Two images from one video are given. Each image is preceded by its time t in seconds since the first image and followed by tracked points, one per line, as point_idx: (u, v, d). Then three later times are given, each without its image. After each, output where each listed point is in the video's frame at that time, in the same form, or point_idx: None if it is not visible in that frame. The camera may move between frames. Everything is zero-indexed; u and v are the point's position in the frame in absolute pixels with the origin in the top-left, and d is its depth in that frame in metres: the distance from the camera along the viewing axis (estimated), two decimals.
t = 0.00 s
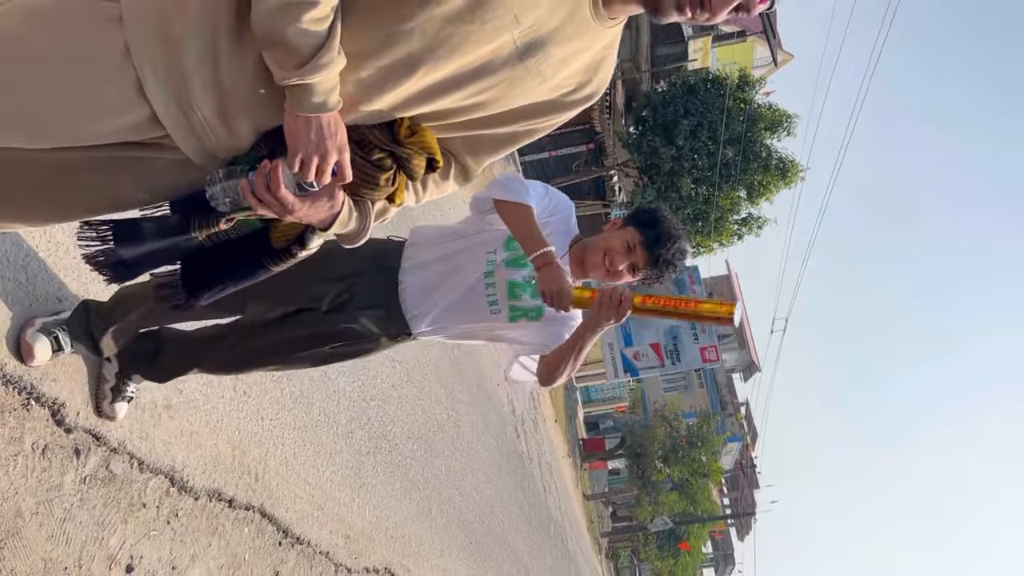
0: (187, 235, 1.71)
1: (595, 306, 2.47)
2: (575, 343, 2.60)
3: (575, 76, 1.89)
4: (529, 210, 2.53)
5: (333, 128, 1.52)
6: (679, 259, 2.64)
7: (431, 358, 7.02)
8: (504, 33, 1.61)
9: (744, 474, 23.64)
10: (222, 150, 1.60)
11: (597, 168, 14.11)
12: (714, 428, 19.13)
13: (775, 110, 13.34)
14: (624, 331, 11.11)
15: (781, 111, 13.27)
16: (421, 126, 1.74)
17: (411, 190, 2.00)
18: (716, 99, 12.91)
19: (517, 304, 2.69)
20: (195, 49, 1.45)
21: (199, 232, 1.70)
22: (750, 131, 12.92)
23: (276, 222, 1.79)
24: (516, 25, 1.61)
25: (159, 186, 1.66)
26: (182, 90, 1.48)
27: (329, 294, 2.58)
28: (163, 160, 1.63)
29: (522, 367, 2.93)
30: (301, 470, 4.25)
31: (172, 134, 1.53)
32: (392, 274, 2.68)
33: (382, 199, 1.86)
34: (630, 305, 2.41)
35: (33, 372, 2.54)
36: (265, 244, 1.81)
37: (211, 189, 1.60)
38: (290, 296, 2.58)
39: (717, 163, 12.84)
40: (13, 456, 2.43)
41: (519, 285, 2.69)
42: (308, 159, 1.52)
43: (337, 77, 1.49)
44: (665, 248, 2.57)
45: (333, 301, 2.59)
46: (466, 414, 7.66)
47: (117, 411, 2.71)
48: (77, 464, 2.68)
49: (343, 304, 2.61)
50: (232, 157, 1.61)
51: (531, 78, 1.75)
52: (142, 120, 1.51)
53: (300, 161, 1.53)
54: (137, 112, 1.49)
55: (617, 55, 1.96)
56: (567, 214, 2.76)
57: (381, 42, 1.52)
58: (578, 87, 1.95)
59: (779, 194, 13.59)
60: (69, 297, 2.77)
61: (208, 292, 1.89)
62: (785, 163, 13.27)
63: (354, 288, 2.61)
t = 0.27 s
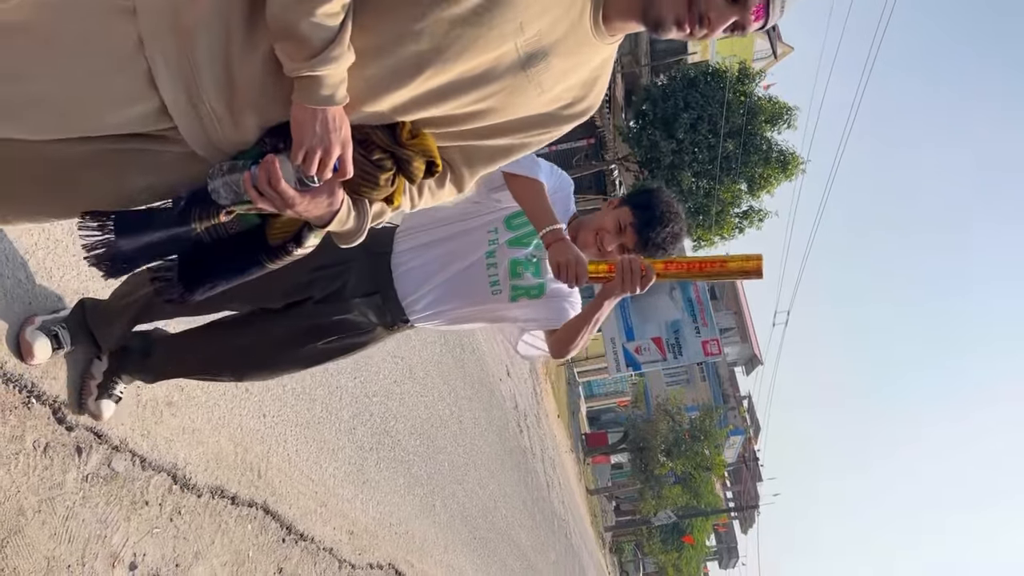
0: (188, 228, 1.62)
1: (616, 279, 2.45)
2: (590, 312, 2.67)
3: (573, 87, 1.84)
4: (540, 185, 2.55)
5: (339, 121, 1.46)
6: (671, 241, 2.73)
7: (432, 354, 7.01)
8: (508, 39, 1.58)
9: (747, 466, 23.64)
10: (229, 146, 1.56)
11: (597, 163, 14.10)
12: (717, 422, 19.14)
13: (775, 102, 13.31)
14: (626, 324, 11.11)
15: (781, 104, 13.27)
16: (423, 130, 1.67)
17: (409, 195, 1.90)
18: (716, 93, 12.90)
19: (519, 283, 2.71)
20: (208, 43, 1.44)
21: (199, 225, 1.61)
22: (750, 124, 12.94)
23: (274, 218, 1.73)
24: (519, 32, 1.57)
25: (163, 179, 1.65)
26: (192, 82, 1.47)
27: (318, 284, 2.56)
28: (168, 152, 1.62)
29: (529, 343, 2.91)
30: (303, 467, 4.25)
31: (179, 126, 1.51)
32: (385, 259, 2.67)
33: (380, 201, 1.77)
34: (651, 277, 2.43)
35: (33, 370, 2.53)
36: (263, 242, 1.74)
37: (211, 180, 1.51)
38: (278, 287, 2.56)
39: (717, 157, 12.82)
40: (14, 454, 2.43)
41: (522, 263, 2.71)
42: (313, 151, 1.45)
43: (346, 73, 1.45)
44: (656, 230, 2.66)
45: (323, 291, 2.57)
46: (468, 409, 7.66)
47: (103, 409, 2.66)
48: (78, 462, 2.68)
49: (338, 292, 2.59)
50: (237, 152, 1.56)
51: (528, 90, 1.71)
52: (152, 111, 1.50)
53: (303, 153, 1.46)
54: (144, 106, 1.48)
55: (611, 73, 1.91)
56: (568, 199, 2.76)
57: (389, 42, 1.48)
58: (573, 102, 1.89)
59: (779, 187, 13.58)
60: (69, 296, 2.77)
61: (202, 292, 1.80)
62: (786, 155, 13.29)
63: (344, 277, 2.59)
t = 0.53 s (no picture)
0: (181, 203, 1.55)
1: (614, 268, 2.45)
2: (587, 301, 2.66)
3: (574, 89, 1.79)
4: (526, 179, 2.51)
5: (340, 104, 1.42)
6: (674, 229, 2.69)
7: (434, 352, 6.98)
8: (512, 32, 1.54)
9: (749, 463, 23.60)
10: (230, 127, 1.50)
11: (597, 160, 14.07)
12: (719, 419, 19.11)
13: (775, 98, 13.28)
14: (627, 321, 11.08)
15: (781, 100, 13.24)
16: (423, 121, 1.62)
17: (406, 187, 1.82)
18: (716, 89, 12.87)
19: (517, 278, 2.67)
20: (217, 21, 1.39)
21: (193, 201, 1.55)
22: (750, 120, 12.91)
23: (269, 201, 1.68)
24: (524, 26, 1.54)
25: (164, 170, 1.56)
26: (198, 59, 1.40)
27: (314, 281, 2.50)
28: (168, 138, 1.53)
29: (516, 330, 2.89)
30: (305, 467, 4.21)
31: (183, 105, 1.44)
32: (383, 255, 2.60)
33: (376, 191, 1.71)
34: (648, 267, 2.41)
35: (32, 369, 2.50)
36: (255, 225, 1.69)
37: (209, 159, 1.47)
38: (272, 285, 2.49)
39: (718, 153, 12.79)
40: (14, 454, 2.39)
41: (519, 258, 2.68)
42: (314, 131, 1.41)
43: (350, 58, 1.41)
44: (660, 216, 2.62)
45: (320, 288, 2.50)
46: (470, 408, 7.61)
47: (87, 410, 2.55)
48: (78, 462, 2.65)
49: (334, 289, 2.52)
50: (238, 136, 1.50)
51: (531, 88, 1.67)
52: (154, 95, 1.42)
53: (304, 133, 1.41)
54: (151, 85, 1.40)
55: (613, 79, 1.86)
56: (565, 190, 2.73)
57: (394, 29, 1.44)
58: (572, 104, 1.83)
59: (779, 183, 13.55)
60: (67, 296, 2.73)
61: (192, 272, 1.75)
62: (786, 152, 13.25)
63: (341, 273, 2.52)
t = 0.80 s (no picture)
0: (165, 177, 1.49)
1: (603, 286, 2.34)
2: (580, 314, 2.50)
3: (570, 78, 1.76)
4: (492, 177, 2.39)
5: (336, 81, 1.37)
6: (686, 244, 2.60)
7: (434, 356, 6.94)
8: (511, 10, 1.52)
9: (752, 467, 23.51)
10: (215, 104, 1.44)
11: (598, 163, 14.04)
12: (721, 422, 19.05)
13: (776, 100, 13.25)
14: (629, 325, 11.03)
15: (782, 102, 13.21)
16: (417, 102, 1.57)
17: (398, 175, 1.77)
18: (717, 92, 12.84)
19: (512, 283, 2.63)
20: None
21: (177, 174, 1.49)
22: (750, 123, 12.88)
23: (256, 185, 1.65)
24: (524, 6, 1.53)
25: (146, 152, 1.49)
26: (183, 28, 1.36)
27: (313, 282, 2.45)
28: (153, 116, 1.46)
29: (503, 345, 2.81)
30: (305, 470, 4.16)
31: (164, 73, 1.38)
32: (381, 257, 2.52)
33: (368, 174, 1.67)
34: (639, 296, 2.29)
35: (25, 371, 2.45)
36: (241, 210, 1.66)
37: (196, 138, 1.42)
38: (268, 285, 2.43)
39: (718, 156, 12.77)
40: (7, 456, 2.34)
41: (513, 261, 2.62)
42: (308, 109, 1.36)
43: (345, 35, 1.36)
44: (674, 233, 2.53)
45: (317, 289, 2.45)
46: (471, 412, 7.55)
47: (80, 412, 2.47)
48: (74, 465, 2.60)
49: (332, 291, 2.47)
50: (225, 113, 1.45)
51: (530, 71, 1.63)
52: (136, 66, 1.36)
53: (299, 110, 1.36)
54: (128, 49, 1.35)
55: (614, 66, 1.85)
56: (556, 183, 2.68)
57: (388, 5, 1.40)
58: (574, 91, 1.80)
59: (780, 186, 13.51)
60: (59, 297, 2.68)
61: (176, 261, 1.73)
62: (787, 155, 13.20)
63: (339, 274, 2.46)
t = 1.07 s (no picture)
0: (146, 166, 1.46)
1: (566, 315, 2.18)
2: (549, 333, 2.31)
3: (573, 57, 1.68)
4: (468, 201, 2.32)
5: (325, 61, 1.33)
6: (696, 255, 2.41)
7: (435, 366, 6.88)
8: None
9: (754, 479, 23.41)
10: (198, 89, 1.40)
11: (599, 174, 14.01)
12: (723, 434, 18.96)
13: (776, 111, 13.23)
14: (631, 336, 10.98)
15: (783, 113, 13.19)
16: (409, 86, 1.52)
17: (392, 166, 1.70)
18: (717, 102, 12.81)
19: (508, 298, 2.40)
20: None
21: (159, 164, 1.46)
22: (751, 133, 12.85)
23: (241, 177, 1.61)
24: None
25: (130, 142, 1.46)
26: (160, 7, 1.31)
27: (309, 293, 2.29)
28: (137, 105, 1.43)
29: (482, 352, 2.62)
30: (302, 481, 4.10)
31: (145, 57, 1.34)
32: (379, 268, 2.35)
33: (359, 161, 1.61)
34: (603, 331, 2.13)
35: (14, 379, 2.40)
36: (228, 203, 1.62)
37: (181, 126, 1.40)
38: (262, 296, 2.27)
39: (719, 167, 12.77)
40: None
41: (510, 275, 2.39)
42: (294, 88, 1.31)
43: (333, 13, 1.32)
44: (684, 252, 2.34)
45: (314, 301, 2.30)
46: (471, 422, 7.49)
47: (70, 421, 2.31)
48: (65, 475, 2.55)
49: (328, 303, 2.31)
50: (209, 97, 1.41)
51: (528, 51, 1.56)
52: (114, 43, 1.32)
53: (286, 89, 1.32)
54: (106, 30, 1.31)
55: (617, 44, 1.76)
56: (548, 193, 2.50)
57: None
58: (575, 72, 1.72)
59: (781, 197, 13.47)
60: (52, 304, 2.49)
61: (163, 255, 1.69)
62: (788, 166, 13.15)
63: (336, 286, 2.30)
